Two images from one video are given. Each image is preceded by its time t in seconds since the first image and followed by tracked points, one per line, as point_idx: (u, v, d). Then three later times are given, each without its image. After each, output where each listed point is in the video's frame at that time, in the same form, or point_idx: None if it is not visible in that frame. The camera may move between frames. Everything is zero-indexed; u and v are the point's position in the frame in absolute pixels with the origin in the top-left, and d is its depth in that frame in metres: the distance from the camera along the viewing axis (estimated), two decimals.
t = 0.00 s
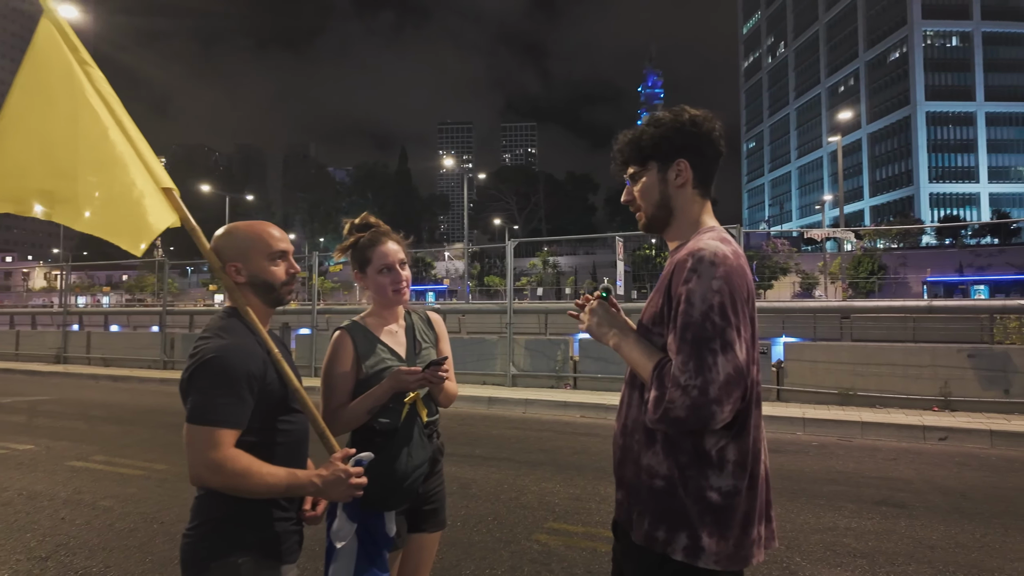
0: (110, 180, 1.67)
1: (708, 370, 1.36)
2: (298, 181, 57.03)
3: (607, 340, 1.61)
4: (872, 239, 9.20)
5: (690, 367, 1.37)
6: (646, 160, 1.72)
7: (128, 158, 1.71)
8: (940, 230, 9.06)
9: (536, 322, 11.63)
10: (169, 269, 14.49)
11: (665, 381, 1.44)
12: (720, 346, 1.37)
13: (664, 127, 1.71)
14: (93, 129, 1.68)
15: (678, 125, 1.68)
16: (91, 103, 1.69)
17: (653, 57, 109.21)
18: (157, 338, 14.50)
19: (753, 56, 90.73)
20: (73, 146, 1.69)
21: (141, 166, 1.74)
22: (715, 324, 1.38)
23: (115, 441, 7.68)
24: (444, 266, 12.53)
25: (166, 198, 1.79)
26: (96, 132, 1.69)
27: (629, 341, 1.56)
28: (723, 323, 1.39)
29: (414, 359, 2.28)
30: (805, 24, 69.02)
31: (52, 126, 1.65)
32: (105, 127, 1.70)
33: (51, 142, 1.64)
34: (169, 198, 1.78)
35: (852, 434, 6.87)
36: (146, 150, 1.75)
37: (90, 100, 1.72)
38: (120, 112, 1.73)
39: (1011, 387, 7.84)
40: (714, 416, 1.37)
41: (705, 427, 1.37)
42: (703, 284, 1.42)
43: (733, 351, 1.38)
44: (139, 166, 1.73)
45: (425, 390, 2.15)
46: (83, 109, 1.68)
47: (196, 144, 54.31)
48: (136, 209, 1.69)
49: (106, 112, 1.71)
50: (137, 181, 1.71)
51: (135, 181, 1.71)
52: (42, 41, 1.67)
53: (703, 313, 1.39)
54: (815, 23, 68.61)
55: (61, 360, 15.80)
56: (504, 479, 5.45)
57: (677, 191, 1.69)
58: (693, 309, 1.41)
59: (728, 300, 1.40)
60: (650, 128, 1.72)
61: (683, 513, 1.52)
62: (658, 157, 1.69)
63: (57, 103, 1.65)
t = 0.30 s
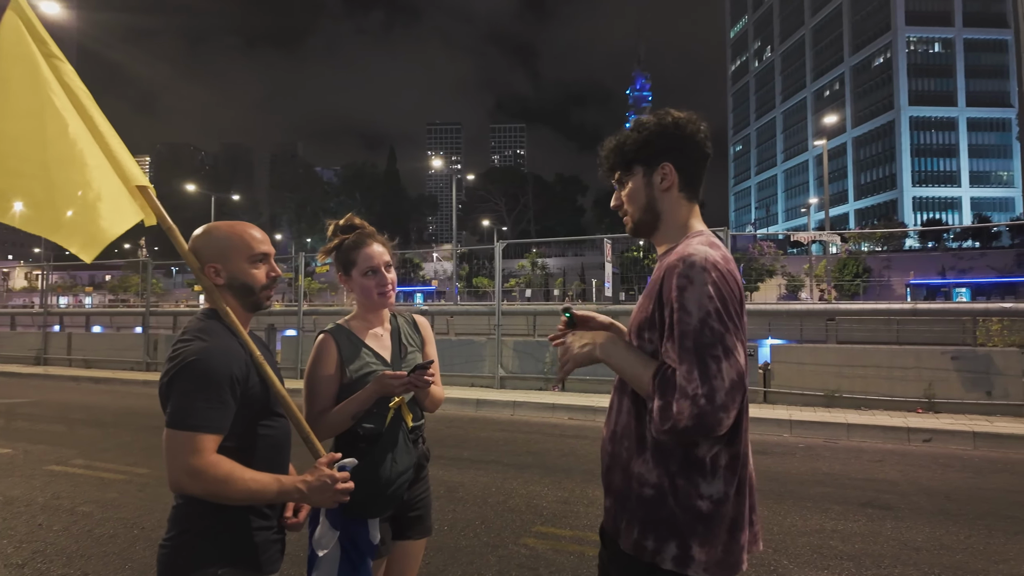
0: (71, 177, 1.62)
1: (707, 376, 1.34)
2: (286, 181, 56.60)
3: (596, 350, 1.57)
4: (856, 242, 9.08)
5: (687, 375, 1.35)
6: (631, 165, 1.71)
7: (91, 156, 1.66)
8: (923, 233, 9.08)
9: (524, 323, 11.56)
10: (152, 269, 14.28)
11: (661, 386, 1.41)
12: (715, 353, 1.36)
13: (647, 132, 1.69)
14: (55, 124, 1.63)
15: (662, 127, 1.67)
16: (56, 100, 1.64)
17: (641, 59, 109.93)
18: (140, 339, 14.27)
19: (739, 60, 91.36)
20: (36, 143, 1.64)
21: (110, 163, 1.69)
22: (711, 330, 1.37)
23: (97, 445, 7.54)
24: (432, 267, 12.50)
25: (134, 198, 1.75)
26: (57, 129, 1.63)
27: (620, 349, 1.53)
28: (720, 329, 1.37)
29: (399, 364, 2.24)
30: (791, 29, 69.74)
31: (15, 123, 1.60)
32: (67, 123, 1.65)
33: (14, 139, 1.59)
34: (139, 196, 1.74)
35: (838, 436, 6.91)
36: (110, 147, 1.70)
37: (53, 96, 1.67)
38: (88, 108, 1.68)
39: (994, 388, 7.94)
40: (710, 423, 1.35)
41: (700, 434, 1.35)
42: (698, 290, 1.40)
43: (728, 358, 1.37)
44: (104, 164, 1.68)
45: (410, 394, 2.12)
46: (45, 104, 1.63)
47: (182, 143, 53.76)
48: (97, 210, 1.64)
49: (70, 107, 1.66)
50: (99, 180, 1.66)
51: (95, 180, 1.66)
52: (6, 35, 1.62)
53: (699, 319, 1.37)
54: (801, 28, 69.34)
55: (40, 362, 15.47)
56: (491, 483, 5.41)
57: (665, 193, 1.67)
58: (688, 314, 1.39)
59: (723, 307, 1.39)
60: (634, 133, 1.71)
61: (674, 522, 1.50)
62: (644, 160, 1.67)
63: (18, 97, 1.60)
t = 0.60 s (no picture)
0: (41, 176, 1.58)
1: (702, 377, 1.38)
2: (269, 180, 55.95)
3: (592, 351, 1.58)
4: (837, 244, 9.29)
5: (680, 374, 1.37)
6: (626, 172, 1.73)
7: (63, 156, 1.63)
8: (902, 237, 9.02)
9: (511, 325, 11.56)
10: (132, 269, 14.05)
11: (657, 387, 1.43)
12: (707, 354, 1.39)
13: (640, 139, 1.72)
14: (27, 122, 1.59)
15: (655, 135, 1.69)
16: (34, 98, 1.61)
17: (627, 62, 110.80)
18: (119, 341, 14.02)
19: (723, 63, 92.22)
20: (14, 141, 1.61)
21: (89, 165, 1.67)
22: (703, 333, 1.40)
23: (76, 448, 7.40)
24: (417, 268, 12.49)
25: (109, 199, 1.72)
26: (30, 127, 1.60)
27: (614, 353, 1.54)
28: (711, 331, 1.40)
29: (391, 366, 2.23)
30: (774, 34, 70.60)
31: None
32: (40, 121, 1.61)
33: None
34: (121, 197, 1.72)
35: (821, 437, 7.01)
36: (92, 149, 1.67)
37: (31, 93, 1.63)
38: (67, 108, 1.65)
39: (971, 390, 8.10)
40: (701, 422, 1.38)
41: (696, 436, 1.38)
42: (692, 292, 1.43)
43: (719, 360, 1.40)
44: (83, 166, 1.65)
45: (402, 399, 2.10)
46: (16, 101, 1.58)
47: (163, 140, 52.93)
48: (69, 212, 1.61)
49: (42, 106, 1.62)
50: (70, 179, 1.62)
51: (71, 181, 1.63)
52: None
53: (695, 320, 1.40)
54: (784, 34, 70.35)
55: (16, 364, 15.14)
56: (479, 485, 5.41)
57: (657, 200, 1.69)
58: (683, 315, 1.42)
59: (716, 310, 1.42)
60: (627, 140, 1.72)
61: (666, 521, 1.52)
62: (639, 167, 1.69)
63: None
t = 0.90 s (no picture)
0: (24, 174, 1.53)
1: (702, 378, 1.37)
2: (244, 178, 55.01)
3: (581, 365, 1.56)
4: (811, 247, 9.37)
5: (683, 379, 1.37)
6: (617, 173, 1.73)
7: (53, 152, 1.57)
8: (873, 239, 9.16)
9: (490, 326, 11.49)
10: (101, 268, 13.67)
11: (652, 388, 1.43)
12: (710, 356, 1.38)
13: (635, 139, 1.71)
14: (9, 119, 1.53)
15: (649, 137, 1.69)
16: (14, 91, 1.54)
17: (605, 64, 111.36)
18: (88, 341, 13.64)
19: (700, 67, 93.30)
20: None
21: (71, 162, 1.60)
22: (704, 334, 1.40)
23: (43, 452, 7.17)
24: (395, 267, 12.40)
25: (100, 196, 1.66)
26: (17, 125, 1.53)
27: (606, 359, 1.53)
28: (711, 335, 1.40)
29: (378, 367, 2.20)
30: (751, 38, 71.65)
31: None
32: (26, 120, 1.56)
33: None
34: (107, 195, 1.66)
35: (799, 437, 7.13)
36: (75, 147, 1.61)
37: (11, 89, 1.56)
38: (48, 102, 1.58)
39: (942, 389, 8.36)
40: (712, 425, 1.37)
41: (696, 439, 1.37)
42: (688, 295, 1.42)
43: (721, 361, 1.40)
44: (69, 163, 1.60)
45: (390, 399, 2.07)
46: None
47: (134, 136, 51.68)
48: (64, 210, 1.57)
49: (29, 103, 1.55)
50: (64, 178, 1.58)
51: (57, 179, 1.58)
52: None
53: (692, 326, 1.40)
54: (760, 38, 71.48)
55: None
56: (461, 487, 5.38)
57: (650, 202, 1.70)
58: (683, 321, 1.41)
59: (715, 313, 1.42)
60: (621, 139, 1.73)
61: (659, 524, 1.52)
62: (631, 166, 1.70)
63: None
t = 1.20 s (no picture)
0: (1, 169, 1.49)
1: (675, 377, 1.41)
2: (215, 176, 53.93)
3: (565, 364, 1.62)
4: (781, 249, 9.56)
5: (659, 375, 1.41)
6: (608, 172, 1.75)
7: (28, 148, 1.53)
8: (841, 243, 9.46)
9: (468, 326, 11.16)
10: (66, 268, 13.26)
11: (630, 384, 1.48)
12: (684, 354, 1.42)
13: (625, 140, 1.75)
14: None
15: (638, 138, 1.73)
16: None
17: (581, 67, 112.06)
18: (53, 344, 13.22)
19: (674, 71, 94.57)
20: None
21: (45, 155, 1.57)
22: (680, 333, 1.44)
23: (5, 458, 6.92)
24: (370, 268, 12.31)
25: (76, 191, 1.63)
26: None
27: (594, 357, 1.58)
28: (688, 332, 1.44)
29: (360, 367, 2.18)
30: (723, 44, 72.94)
31: None
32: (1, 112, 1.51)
33: None
34: (82, 191, 1.62)
35: (771, 434, 7.29)
36: (52, 142, 1.58)
37: None
38: (18, 91, 1.54)
39: (908, 388, 8.61)
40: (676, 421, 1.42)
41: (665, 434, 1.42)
42: (667, 294, 1.46)
43: (695, 359, 1.44)
44: (44, 156, 1.56)
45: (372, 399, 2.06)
46: None
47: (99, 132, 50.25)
48: (37, 207, 1.53)
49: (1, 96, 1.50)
50: (37, 173, 1.54)
51: (36, 172, 1.54)
52: None
53: (671, 325, 1.44)
54: (732, 44, 72.77)
55: None
56: (438, 488, 5.36)
57: (641, 202, 1.73)
58: (662, 319, 1.45)
59: (696, 312, 1.46)
60: (612, 140, 1.76)
61: (645, 520, 1.54)
62: (621, 168, 1.73)
63: None
